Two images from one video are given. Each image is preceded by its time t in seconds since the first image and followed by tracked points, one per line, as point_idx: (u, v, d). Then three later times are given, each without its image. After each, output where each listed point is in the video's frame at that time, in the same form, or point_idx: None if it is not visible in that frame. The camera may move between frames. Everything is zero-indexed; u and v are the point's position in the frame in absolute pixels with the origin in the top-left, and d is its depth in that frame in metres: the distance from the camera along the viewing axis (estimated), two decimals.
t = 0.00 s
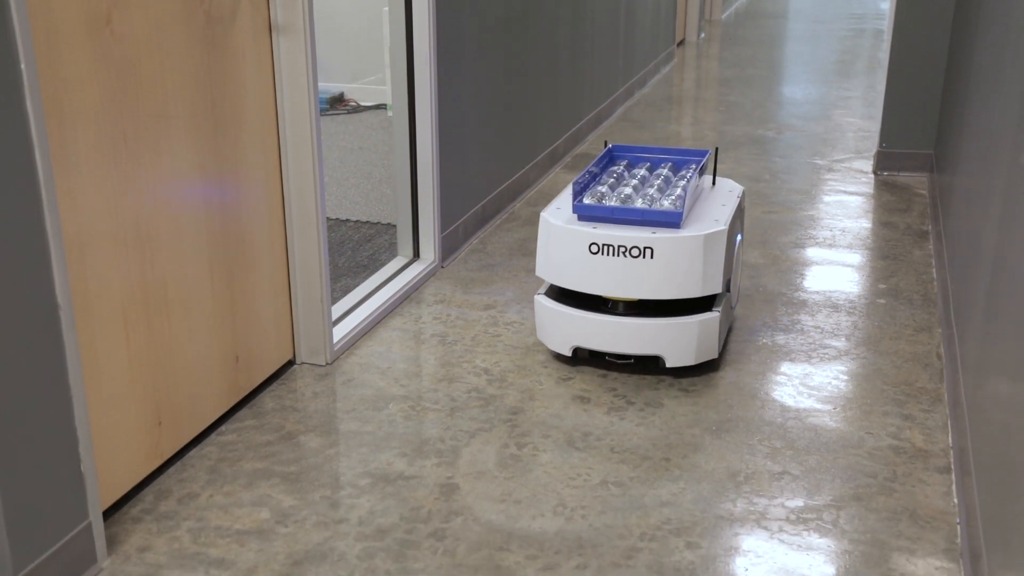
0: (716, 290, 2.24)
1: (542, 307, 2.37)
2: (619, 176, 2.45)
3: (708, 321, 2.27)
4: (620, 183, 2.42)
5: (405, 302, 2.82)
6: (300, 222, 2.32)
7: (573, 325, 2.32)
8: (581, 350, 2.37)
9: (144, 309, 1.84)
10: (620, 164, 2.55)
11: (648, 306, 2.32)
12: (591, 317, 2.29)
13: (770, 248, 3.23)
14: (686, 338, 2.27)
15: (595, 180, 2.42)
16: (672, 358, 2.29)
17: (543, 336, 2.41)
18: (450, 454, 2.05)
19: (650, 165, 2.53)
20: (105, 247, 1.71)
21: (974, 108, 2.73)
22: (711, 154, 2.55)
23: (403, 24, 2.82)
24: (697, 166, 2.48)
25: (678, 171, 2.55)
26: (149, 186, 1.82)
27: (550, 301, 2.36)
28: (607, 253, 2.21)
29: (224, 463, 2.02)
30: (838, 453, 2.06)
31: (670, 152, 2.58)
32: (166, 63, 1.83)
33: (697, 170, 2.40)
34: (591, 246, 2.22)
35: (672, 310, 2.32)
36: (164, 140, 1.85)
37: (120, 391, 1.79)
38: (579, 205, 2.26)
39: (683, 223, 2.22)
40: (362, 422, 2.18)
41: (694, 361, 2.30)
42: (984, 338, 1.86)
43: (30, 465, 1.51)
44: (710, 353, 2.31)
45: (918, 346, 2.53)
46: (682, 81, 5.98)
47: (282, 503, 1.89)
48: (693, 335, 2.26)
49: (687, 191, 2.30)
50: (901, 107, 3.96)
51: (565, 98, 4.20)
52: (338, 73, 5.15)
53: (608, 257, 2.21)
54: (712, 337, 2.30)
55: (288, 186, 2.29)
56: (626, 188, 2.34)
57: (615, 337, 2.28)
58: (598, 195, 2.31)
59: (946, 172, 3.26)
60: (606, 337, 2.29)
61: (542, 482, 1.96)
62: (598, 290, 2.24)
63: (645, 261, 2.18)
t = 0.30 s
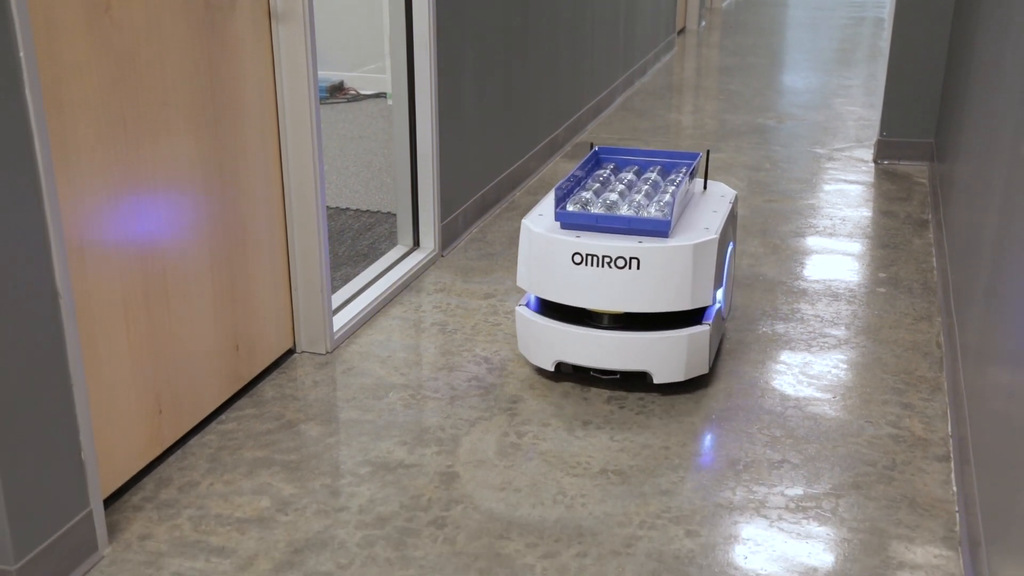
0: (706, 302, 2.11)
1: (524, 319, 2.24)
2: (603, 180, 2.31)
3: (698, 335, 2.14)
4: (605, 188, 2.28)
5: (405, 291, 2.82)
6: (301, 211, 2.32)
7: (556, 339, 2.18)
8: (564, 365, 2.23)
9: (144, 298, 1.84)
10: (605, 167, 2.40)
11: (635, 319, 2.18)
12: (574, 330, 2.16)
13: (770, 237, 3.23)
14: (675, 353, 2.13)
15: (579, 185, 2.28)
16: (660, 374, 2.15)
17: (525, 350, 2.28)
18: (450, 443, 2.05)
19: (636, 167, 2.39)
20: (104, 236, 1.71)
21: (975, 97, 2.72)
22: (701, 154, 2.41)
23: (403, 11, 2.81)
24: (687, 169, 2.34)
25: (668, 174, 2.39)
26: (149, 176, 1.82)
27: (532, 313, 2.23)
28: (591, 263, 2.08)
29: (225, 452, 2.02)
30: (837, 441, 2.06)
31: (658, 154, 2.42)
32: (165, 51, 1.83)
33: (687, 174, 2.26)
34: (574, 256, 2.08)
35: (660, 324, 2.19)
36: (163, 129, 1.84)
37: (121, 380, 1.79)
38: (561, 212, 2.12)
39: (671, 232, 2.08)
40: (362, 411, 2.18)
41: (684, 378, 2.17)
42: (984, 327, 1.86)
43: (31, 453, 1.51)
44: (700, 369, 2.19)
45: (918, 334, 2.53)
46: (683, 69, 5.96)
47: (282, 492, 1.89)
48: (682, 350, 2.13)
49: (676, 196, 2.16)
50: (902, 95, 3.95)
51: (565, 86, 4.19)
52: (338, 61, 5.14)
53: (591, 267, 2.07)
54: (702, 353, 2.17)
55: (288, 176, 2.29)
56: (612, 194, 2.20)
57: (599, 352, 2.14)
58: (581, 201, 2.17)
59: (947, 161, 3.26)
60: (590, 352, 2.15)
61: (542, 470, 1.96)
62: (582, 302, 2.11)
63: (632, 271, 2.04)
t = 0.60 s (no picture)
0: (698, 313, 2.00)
1: (507, 332, 2.12)
2: (590, 183, 2.21)
3: (691, 348, 2.03)
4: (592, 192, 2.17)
5: (405, 278, 2.82)
6: (300, 200, 2.32)
7: (541, 352, 2.07)
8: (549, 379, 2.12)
9: (144, 286, 1.84)
10: (592, 169, 2.30)
11: (624, 332, 2.08)
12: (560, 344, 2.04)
13: (770, 225, 3.23)
14: (665, 368, 2.02)
15: (564, 189, 2.18)
16: (650, 390, 2.04)
17: (508, 363, 2.16)
18: (450, 430, 2.06)
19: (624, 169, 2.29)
20: (104, 224, 1.71)
21: (975, 85, 2.72)
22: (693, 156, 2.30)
23: None
24: (678, 171, 2.24)
25: (657, 176, 2.29)
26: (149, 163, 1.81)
27: (515, 325, 2.11)
28: (577, 273, 1.97)
29: (225, 439, 2.02)
30: (836, 428, 2.06)
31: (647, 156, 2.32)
32: (163, 38, 1.82)
33: (678, 177, 2.15)
34: (559, 266, 1.98)
35: (650, 336, 2.08)
36: (163, 116, 1.84)
37: (121, 366, 1.80)
38: (546, 219, 2.01)
39: (662, 240, 1.98)
40: (363, 398, 2.18)
41: (675, 393, 2.06)
42: (984, 315, 1.86)
43: (32, 441, 1.52)
44: (692, 383, 2.08)
45: (917, 322, 2.53)
46: (683, 57, 5.94)
47: (283, 479, 1.89)
48: (673, 364, 2.03)
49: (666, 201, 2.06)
50: (903, 83, 3.94)
51: (565, 74, 4.18)
52: (337, 48, 5.12)
53: (577, 277, 1.97)
54: (694, 366, 2.06)
55: (288, 164, 2.28)
56: (599, 199, 2.09)
57: (585, 367, 2.03)
58: (566, 207, 2.06)
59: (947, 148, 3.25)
60: (576, 367, 2.04)
61: (542, 457, 1.96)
62: (567, 315, 2.00)
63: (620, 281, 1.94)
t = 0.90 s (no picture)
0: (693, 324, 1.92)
1: (493, 345, 2.03)
2: (577, 188, 2.12)
3: (685, 361, 1.95)
4: (579, 198, 2.09)
5: (405, 267, 2.82)
6: (300, 189, 2.32)
7: (529, 366, 1.98)
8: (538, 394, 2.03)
9: (144, 274, 1.84)
10: (580, 172, 2.22)
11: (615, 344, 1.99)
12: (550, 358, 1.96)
13: (770, 213, 3.22)
14: (658, 382, 1.94)
15: (551, 195, 2.09)
16: (643, 405, 1.96)
17: (495, 377, 2.07)
18: (450, 419, 2.06)
19: (614, 172, 2.21)
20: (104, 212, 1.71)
21: (977, 73, 2.71)
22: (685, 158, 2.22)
23: None
24: (670, 174, 2.15)
25: (647, 179, 2.21)
26: (149, 151, 1.81)
27: (502, 338, 2.02)
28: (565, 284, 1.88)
29: (225, 427, 2.02)
30: (836, 417, 2.07)
31: (636, 158, 2.24)
32: (163, 27, 1.81)
33: (669, 182, 2.07)
34: (547, 276, 1.89)
35: (642, 349, 2.00)
36: (162, 105, 1.83)
37: (121, 356, 1.80)
38: (533, 227, 1.92)
39: (654, 249, 1.89)
40: (363, 387, 2.18)
41: (668, 408, 1.98)
42: (984, 303, 1.86)
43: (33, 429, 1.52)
44: (687, 398, 1.99)
45: (918, 311, 2.53)
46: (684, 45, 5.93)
47: (283, 467, 1.90)
48: (667, 378, 1.94)
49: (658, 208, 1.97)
50: (904, 71, 3.93)
51: (565, 62, 4.16)
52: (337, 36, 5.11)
53: (566, 288, 1.88)
54: (689, 380, 1.98)
55: (288, 155, 2.28)
56: (587, 206, 2.01)
57: (575, 381, 1.95)
58: (554, 214, 1.98)
59: (948, 137, 3.24)
60: (566, 382, 1.95)
61: (542, 446, 1.97)
62: (556, 327, 1.91)
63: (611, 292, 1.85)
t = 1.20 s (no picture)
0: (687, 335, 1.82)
1: (479, 355, 1.93)
2: (565, 192, 2.01)
3: (679, 374, 1.86)
4: (567, 202, 1.98)
5: (405, 254, 2.82)
6: (300, 177, 2.32)
7: (517, 381, 1.89)
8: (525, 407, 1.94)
9: (144, 262, 1.83)
10: (568, 174, 2.11)
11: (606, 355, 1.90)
12: (539, 373, 1.86)
13: (771, 201, 3.22)
14: (653, 395, 1.85)
15: (538, 199, 1.98)
16: (635, 420, 1.87)
17: (480, 388, 1.97)
18: (450, 407, 2.06)
19: (603, 174, 2.10)
20: (104, 200, 1.70)
21: (978, 60, 2.71)
22: (677, 160, 2.12)
23: None
24: (661, 177, 2.05)
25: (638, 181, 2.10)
26: (148, 139, 1.81)
27: (488, 350, 1.92)
28: (553, 294, 1.77)
29: (226, 415, 2.02)
30: (836, 405, 2.07)
31: (627, 158, 2.13)
32: (161, 14, 1.80)
33: (661, 187, 1.96)
34: (535, 285, 1.78)
35: (635, 360, 1.91)
36: (161, 93, 1.83)
37: (121, 343, 1.80)
38: (519, 234, 1.81)
39: (646, 257, 1.79)
40: (363, 375, 2.19)
41: (663, 421, 1.89)
42: (984, 291, 1.86)
43: (34, 417, 1.52)
44: (681, 411, 1.91)
45: (918, 299, 2.53)
46: (684, 32, 5.91)
47: (283, 455, 1.90)
48: (661, 392, 1.85)
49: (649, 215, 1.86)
50: (904, 58, 3.92)
51: (565, 49, 4.15)
52: (336, 23, 5.09)
53: (554, 298, 1.77)
54: (683, 393, 1.89)
55: (287, 143, 2.28)
56: (576, 211, 1.89)
57: (566, 396, 1.86)
58: (541, 220, 1.86)
59: (948, 124, 3.24)
60: (556, 397, 1.86)
61: (542, 434, 1.97)
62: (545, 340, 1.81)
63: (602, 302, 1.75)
